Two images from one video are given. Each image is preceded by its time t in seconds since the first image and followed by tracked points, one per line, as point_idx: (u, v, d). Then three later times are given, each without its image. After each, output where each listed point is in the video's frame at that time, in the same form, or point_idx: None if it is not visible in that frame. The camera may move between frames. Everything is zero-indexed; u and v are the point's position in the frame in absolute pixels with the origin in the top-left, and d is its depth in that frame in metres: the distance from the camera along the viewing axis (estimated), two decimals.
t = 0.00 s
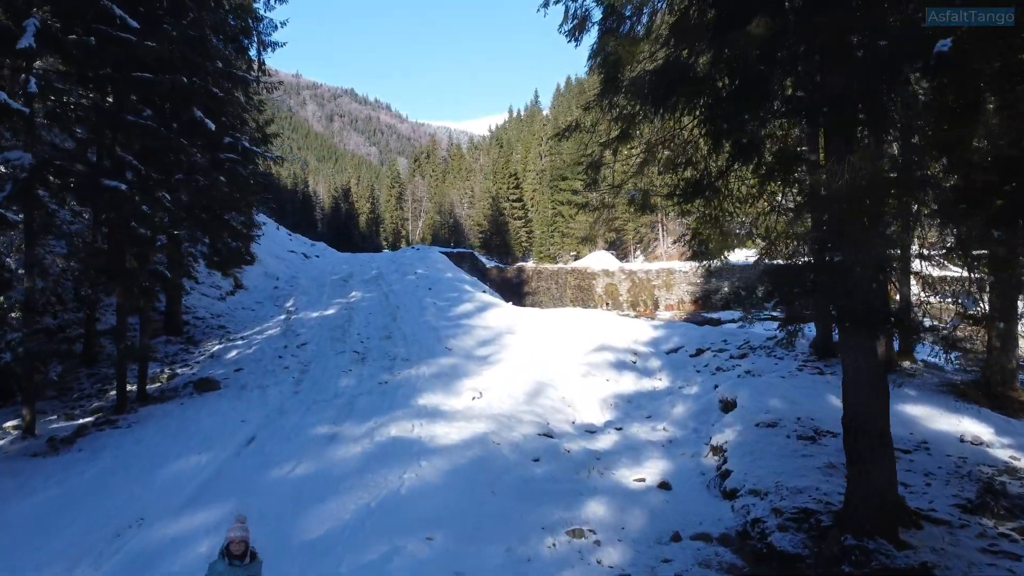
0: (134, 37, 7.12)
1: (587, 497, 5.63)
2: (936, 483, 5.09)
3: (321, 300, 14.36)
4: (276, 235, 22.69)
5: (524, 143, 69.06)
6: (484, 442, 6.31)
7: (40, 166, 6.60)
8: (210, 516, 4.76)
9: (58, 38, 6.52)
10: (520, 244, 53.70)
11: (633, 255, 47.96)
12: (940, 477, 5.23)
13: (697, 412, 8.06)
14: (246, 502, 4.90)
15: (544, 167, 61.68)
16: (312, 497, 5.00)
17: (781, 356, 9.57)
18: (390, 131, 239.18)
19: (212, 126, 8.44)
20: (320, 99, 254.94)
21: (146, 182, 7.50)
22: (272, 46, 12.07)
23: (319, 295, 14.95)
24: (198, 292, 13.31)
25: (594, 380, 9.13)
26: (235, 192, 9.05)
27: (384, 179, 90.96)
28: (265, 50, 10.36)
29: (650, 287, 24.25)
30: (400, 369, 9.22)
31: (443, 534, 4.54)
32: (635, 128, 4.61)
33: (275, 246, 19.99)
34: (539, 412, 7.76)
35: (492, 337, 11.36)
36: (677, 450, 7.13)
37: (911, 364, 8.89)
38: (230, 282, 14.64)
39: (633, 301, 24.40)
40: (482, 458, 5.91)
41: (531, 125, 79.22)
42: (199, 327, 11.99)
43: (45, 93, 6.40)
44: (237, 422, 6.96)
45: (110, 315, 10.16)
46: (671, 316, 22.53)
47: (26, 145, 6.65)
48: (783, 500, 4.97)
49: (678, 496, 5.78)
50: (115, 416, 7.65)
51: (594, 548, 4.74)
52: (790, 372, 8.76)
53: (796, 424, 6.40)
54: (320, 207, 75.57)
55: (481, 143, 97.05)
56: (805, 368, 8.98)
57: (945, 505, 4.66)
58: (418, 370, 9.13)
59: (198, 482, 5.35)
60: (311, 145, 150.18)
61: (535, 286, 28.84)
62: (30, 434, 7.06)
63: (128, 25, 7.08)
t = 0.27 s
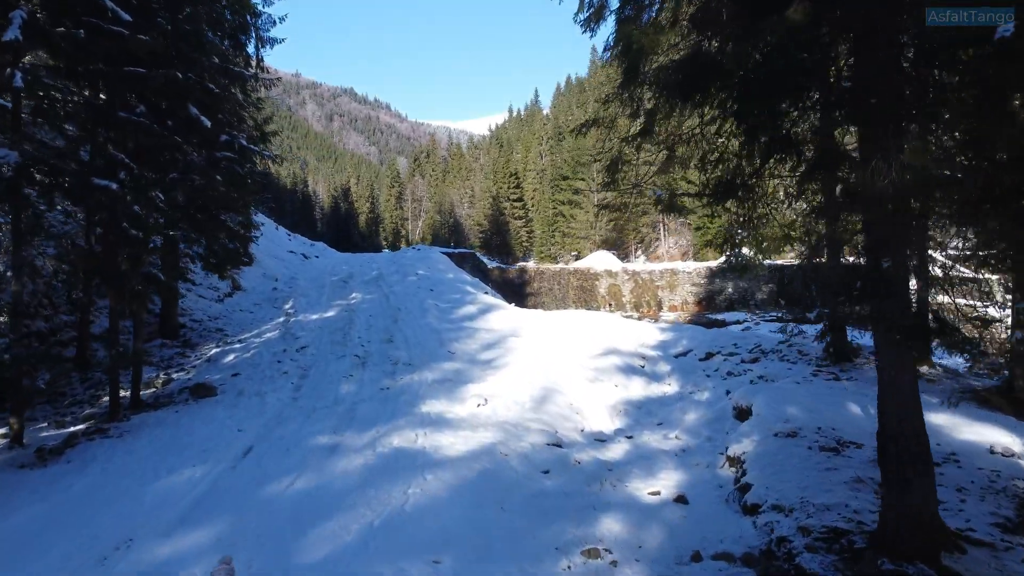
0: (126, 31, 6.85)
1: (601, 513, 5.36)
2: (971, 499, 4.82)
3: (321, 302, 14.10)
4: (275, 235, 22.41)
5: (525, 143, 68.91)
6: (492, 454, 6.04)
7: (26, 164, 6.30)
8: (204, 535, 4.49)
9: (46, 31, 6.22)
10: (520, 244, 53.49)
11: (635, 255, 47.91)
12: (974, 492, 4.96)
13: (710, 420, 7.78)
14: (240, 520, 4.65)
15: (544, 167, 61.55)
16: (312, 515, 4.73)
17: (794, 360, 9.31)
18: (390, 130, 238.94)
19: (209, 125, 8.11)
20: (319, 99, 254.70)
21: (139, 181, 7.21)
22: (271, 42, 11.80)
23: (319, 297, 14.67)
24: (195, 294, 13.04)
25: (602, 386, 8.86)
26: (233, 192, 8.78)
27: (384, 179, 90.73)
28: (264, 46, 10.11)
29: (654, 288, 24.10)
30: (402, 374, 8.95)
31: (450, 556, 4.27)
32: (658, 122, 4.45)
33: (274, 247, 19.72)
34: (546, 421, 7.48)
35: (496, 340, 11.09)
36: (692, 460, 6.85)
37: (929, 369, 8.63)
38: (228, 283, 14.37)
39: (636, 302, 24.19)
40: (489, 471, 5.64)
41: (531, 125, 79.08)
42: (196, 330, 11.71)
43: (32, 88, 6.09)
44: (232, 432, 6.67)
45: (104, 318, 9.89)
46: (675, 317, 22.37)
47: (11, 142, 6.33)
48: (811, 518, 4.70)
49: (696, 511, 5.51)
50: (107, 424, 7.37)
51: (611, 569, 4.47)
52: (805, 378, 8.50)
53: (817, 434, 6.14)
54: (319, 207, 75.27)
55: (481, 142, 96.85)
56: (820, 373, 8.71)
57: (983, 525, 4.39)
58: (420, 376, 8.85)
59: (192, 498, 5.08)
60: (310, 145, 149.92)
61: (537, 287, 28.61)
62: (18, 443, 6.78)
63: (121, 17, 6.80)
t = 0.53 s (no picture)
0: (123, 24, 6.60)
1: (621, 529, 5.09)
2: (1015, 516, 4.57)
3: (323, 304, 13.84)
4: (275, 234, 22.14)
5: (525, 143, 68.77)
6: (504, 465, 5.79)
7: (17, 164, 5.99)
8: (205, 556, 4.24)
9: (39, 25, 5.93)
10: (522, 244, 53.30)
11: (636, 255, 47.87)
12: (1016, 509, 4.71)
13: (727, 427, 7.52)
14: (243, 540, 4.42)
15: (545, 166, 61.40)
16: (318, 534, 4.48)
17: (810, 365, 9.06)
18: (389, 130, 238.74)
19: (207, 121, 7.89)
20: (318, 98, 254.44)
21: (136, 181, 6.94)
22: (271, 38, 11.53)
23: (321, 299, 14.42)
24: (194, 296, 12.78)
25: (614, 391, 8.61)
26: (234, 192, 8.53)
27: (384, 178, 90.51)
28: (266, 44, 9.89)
29: (658, 288, 23.96)
30: (408, 379, 8.70)
31: None
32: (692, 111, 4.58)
33: (273, 247, 19.45)
34: (559, 428, 7.22)
35: (503, 343, 10.85)
36: (710, 470, 6.60)
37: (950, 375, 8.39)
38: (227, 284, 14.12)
39: (640, 303, 24.01)
40: (503, 485, 5.39)
41: (531, 125, 78.98)
42: (196, 333, 11.46)
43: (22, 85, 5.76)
44: (233, 441, 6.42)
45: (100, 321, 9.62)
46: (680, 317, 22.23)
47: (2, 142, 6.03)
48: (846, 536, 4.44)
49: (720, 526, 5.25)
50: (102, 432, 7.11)
51: None
52: (824, 383, 8.25)
53: (844, 444, 5.89)
54: (319, 207, 75.01)
55: (481, 142, 96.68)
56: (838, 378, 8.47)
57: None
58: (427, 381, 8.60)
59: (192, 515, 4.83)
60: (310, 144, 149.70)
61: (539, 287, 28.40)
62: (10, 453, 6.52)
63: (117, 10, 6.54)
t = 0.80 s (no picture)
0: (123, 17, 6.32)
1: (646, 545, 4.84)
2: None
3: (327, 306, 13.58)
4: (275, 235, 21.86)
5: (526, 143, 68.55)
6: (521, 477, 5.54)
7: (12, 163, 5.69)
8: None
9: (35, 17, 5.65)
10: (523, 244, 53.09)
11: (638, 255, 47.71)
12: None
13: (748, 435, 7.26)
14: (251, 559, 4.17)
15: (546, 166, 61.17)
16: (330, 554, 4.22)
17: (830, 370, 8.80)
18: (389, 130, 238.49)
19: (209, 118, 7.56)
20: (318, 98, 254.13)
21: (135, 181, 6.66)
22: (274, 35, 11.29)
23: (324, 300, 14.17)
24: (195, 298, 12.52)
25: (628, 397, 8.33)
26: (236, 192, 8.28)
27: (384, 178, 90.27)
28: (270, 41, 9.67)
29: (663, 289, 23.70)
30: (416, 385, 8.44)
31: None
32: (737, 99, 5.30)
33: (274, 248, 19.17)
34: (575, 436, 6.97)
35: (511, 346, 10.59)
36: (733, 480, 6.34)
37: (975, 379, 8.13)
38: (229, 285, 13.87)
39: (645, 304, 23.79)
40: (521, 498, 5.14)
41: (532, 124, 78.74)
42: (196, 336, 11.21)
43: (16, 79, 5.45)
44: (237, 451, 6.17)
45: (99, 324, 9.37)
46: (686, 318, 22.00)
47: None
48: (889, 556, 4.19)
49: (749, 542, 5.00)
50: (100, 441, 6.84)
51: None
52: (846, 389, 7.98)
53: (876, 455, 5.64)
54: (319, 207, 74.69)
55: (481, 141, 96.43)
56: (860, 384, 8.20)
57: None
58: (437, 387, 8.35)
59: (195, 533, 4.58)
60: (310, 144, 149.44)
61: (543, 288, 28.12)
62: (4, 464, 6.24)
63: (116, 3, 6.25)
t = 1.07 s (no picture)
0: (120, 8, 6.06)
1: (671, 564, 4.59)
2: None
3: (329, 308, 13.32)
4: (275, 235, 21.59)
5: (526, 143, 68.31)
6: (536, 490, 5.28)
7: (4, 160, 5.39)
8: None
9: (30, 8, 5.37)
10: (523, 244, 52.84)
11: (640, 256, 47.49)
12: None
13: (769, 443, 6.99)
14: None
15: (547, 166, 60.93)
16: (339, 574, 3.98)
17: (849, 375, 8.54)
18: (389, 130, 238.14)
19: (209, 115, 7.27)
20: (317, 98, 253.77)
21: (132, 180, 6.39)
22: (276, 31, 11.06)
23: (326, 302, 13.89)
24: (194, 300, 12.26)
25: (641, 403, 8.07)
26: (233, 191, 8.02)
27: (383, 178, 89.97)
28: (271, 37, 9.42)
29: (668, 289, 23.43)
30: (422, 390, 8.18)
31: None
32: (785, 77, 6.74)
33: (274, 249, 18.86)
34: (589, 444, 6.70)
35: (518, 350, 10.34)
36: (755, 492, 6.08)
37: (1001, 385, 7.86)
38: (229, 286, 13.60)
39: (650, 305, 23.55)
40: (538, 514, 4.88)
41: (533, 124, 78.46)
42: (195, 339, 10.95)
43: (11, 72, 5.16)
44: (238, 461, 5.93)
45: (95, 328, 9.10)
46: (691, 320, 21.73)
47: None
48: None
49: (779, 559, 4.75)
50: (95, 451, 6.57)
51: None
52: (867, 395, 7.72)
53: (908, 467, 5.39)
54: (319, 207, 74.36)
55: (481, 141, 96.16)
56: (882, 390, 7.93)
57: None
58: (444, 392, 8.09)
59: (196, 551, 4.33)
60: (309, 144, 149.14)
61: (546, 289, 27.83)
62: None
63: None
